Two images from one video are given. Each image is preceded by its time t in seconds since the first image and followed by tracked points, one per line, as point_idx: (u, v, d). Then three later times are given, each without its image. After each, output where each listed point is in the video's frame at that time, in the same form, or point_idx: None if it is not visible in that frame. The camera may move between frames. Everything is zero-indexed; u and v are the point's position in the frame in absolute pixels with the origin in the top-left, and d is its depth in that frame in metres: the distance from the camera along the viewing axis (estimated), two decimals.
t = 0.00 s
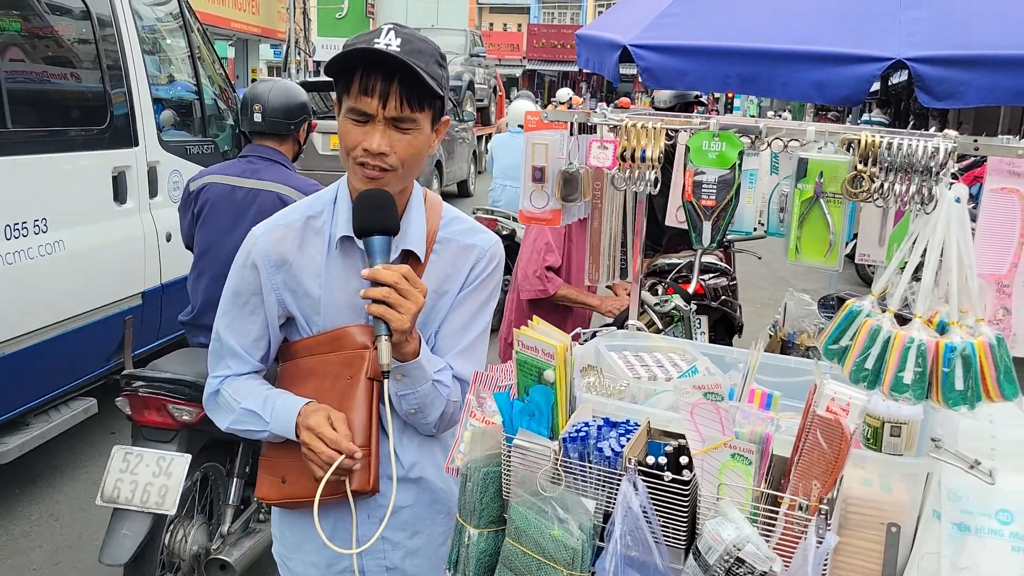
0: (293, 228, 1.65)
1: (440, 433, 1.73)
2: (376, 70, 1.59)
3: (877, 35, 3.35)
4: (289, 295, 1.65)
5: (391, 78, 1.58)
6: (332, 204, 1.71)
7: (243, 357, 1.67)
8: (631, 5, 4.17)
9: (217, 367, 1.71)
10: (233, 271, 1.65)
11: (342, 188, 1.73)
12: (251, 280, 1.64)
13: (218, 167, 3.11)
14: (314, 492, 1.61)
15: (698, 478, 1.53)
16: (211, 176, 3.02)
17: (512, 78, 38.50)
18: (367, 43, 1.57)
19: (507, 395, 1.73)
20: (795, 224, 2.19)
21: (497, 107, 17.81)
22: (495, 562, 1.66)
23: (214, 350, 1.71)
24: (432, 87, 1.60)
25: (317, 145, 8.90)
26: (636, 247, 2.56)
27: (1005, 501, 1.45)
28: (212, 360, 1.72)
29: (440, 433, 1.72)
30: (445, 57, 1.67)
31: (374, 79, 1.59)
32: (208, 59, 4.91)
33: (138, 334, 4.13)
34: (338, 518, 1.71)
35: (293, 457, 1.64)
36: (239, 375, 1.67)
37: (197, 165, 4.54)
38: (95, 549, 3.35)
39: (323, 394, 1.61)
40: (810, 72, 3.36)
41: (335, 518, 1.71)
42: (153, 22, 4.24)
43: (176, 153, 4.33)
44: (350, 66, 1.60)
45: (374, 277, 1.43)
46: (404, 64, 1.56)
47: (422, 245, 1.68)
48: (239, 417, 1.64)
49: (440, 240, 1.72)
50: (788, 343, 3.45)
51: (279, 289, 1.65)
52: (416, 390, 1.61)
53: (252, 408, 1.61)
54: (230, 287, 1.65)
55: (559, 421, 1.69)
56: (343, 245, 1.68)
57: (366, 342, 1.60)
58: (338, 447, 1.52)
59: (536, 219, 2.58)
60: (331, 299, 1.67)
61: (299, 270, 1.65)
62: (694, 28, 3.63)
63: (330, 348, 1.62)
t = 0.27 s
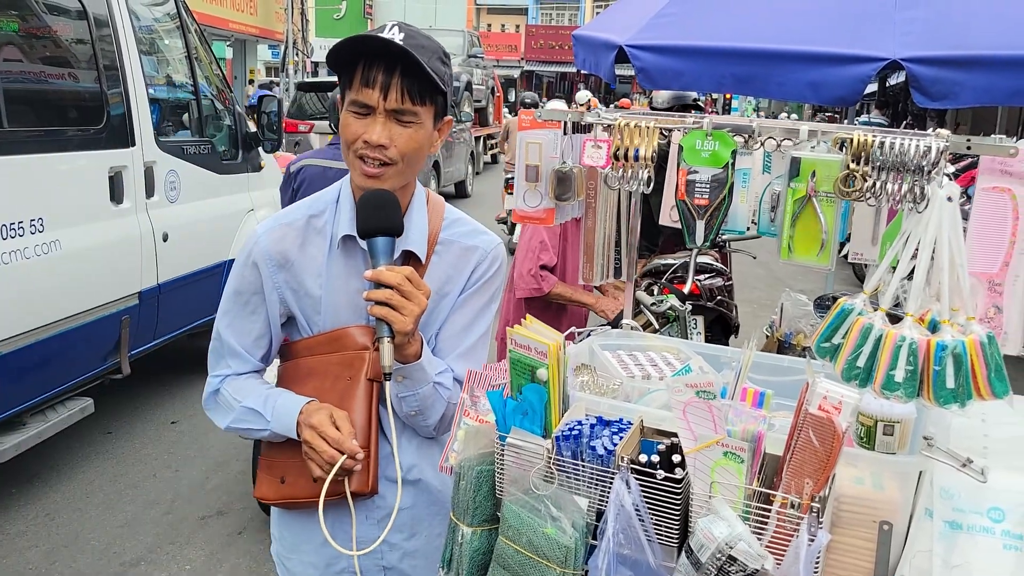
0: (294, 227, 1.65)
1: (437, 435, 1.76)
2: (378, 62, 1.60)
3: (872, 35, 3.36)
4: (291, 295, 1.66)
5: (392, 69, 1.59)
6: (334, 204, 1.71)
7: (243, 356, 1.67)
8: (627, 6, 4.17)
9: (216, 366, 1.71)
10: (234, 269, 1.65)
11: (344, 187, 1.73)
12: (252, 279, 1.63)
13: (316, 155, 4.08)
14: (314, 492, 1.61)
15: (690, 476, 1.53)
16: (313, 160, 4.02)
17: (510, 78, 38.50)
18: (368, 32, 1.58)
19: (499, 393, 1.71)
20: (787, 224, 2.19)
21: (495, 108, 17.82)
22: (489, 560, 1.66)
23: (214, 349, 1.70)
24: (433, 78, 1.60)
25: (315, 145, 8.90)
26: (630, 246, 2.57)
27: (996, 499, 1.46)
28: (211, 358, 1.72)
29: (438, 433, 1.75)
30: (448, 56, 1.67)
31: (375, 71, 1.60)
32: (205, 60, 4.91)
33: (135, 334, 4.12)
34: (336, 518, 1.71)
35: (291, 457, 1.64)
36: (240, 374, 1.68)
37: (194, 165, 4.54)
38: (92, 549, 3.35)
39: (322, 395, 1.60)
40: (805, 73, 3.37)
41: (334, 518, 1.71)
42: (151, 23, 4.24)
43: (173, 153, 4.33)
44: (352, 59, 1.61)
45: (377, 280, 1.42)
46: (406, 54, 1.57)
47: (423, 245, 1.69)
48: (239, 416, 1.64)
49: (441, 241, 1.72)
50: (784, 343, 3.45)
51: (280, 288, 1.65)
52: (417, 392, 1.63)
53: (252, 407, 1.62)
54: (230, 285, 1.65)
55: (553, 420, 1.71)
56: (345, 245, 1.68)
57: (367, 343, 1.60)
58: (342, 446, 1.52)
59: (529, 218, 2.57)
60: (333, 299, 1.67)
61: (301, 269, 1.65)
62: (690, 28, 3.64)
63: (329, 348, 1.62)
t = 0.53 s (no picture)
0: (287, 225, 1.65)
1: (426, 436, 1.75)
2: (372, 60, 1.60)
3: (866, 36, 3.35)
4: (283, 293, 1.65)
5: (386, 67, 1.59)
6: (327, 202, 1.70)
7: (235, 354, 1.67)
8: (623, 6, 4.17)
9: (207, 364, 1.70)
10: (225, 268, 1.64)
11: (337, 186, 1.73)
12: (244, 277, 1.63)
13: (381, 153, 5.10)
14: (303, 492, 1.60)
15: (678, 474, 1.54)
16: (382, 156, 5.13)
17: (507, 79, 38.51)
18: (362, 30, 1.57)
19: (488, 391, 1.70)
20: (776, 222, 2.20)
21: (491, 108, 17.82)
22: (476, 560, 1.65)
23: (205, 347, 1.70)
24: (427, 76, 1.59)
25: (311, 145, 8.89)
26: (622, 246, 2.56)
27: (982, 498, 1.44)
28: (203, 356, 1.72)
29: (429, 434, 1.75)
30: (442, 54, 1.67)
31: (369, 69, 1.59)
32: (200, 60, 4.90)
33: (128, 334, 4.11)
34: (328, 519, 1.71)
35: (282, 456, 1.64)
36: (231, 372, 1.67)
37: (189, 165, 4.53)
38: (85, 549, 3.34)
39: (313, 394, 1.60)
40: (798, 73, 3.37)
41: (325, 519, 1.71)
42: (146, 22, 4.23)
43: (167, 152, 4.32)
44: (346, 57, 1.61)
45: (367, 276, 1.42)
46: (400, 52, 1.57)
47: (415, 245, 1.69)
48: (229, 415, 1.63)
49: (434, 240, 1.72)
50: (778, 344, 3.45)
51: (272, 287, 1.64)
52: (408, 391, 1.63)
53: (242, 405, 1.61)
54: (222, 283, 1.65)
55: (540, 419, 1.71)
56: (337, 243, 1.67)
57: (358, 342, 1.60)
58: (329, 447, 1.52)
59: (519, 217, 2.59)
60: (325, 297, 1.66)
61: (293, 268, 1.65)
62: (684, 29, 3.64)
63: (321, 347, 1.61)
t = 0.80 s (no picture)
0: (277, 226, 1.64)
1: (422, 434, 1.75)
2: (358, 63, 1.59)
3: (861, 37, 3.36)
4: (273, 294, 1.65)
5: (372, 70, 1.58)
6: (317, 203, 1.70)
7: (226, 354, 1.67)
8: (619, 6, 4.17)
9: (198, 364, 1.70)
10: (216, 269, 1.65)
11: (328, 186, 1.73)
12: (234, 278, 1.63)
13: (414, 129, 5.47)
14: (294, 492, 1.60)
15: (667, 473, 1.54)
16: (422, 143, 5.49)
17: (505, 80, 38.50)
18: (347, 35, 1.57)
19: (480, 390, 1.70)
20: (767, 222, 2.21)
21: (489, 108, 17.82)
22: (467, 559, 1.65)
23: (196, 347, 1.70)
24: (413, 79, 1.59)
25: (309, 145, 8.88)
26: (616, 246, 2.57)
27: (970, 497, 1.46)
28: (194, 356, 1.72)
29: (421, 433, 1.74)
30: (430, 55, 1.67)
31: (355, 72, 1.59)
32: (197, 60, 4.89)
33: (124, 334, 4.10)
34: (319, 519, 1.71)
35: (273, 457, 1.63)
36: (222, 372, 1.67)
37: (185, 165, 4.52)
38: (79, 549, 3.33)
39: (305, 395, 1.60)
40: (793, 74, 3.36)
41: (317, 519, 1.71)
42: (143, 22, 4.22)
43: (163, 152, 4.31)
44: (332, 60, 1.61)
45: (354, 276, 1.42)
46: (385, 56, 1.56)
47: (406, 245, 1.69)
48: (220, 415, 1.63)
49: (425, 240, 1.72)
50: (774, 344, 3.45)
51: (263, 287, 1.64)
52: (397, 391, 1.62)
53: (233, 405, 1.61)
54: (213, 284, 1.65)
55: (531, 418, 1.71)
56: (326, 244, 1.67)
57: (349, 343, 1.59)
58: (318, 450, 1.52)
59: (511, 216, 2.60)
60: (316, 298, 1.66)
61: (284, 268, 1.65)
62: (680, 29, 3.64)
63: (313, 348, 1.61)
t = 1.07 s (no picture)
0: (276, 224, 1.64)
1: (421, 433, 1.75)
2: (355, 63, 1.59)
3: (861, 35, 3.36)
4: (273, 292, 1.65)
5: (369, 70, 1.58)
6: (317, 200, 1.70)
7: (226, 352, 1.67)
8: (619, 4, 4.17)
9: (200, 361, 1.71)
10: (216, 267, 1.65)
11: (327, 183, 1.72)
12: (234, 276, 1.63)
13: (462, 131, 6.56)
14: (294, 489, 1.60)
15: (667, 470, 1.54)
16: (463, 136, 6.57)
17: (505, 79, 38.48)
18: (345, 34, 1.57)
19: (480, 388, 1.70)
20: (767, 219, 2.20)
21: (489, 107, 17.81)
22: (468, 557, 1.65)
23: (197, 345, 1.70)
24: (409, 79, 1.58)
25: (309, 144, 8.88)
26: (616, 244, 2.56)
27: (971, 494, 1.46)
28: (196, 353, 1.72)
29: (421, 432, 1.74)
30: (429, 54, 1.66)
31: (352, 72, 1.59)
32: (196, 58, 4.88)
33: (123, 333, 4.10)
34: (318, 517, 1.71)
35: (274, 453, 1.64)
36: (223, 369, 1.67)
37: (184, 163, 4.52)
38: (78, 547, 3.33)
39: (304, 392, 1.60)
40: (794, 72, 3.36)
41: (316, 517, 1.71)
42: (142, 21, 4.21)
43: (163, 150, 4.31)
44: (329, 59, 1.61)
45: (349, 272, 1.42)
46: (381, 56, 1.56)
47: (405, 243, 1.68)
48: (221, 412, 1.63)
49: (424, 238, 1.72)
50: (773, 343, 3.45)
51: (263, 285, 1.64)
52: (395, 388, 1.62)
53: (233, 403, 1.61)
54: (213, 282, 1.65)
55: (532, 415, 1.70)
56: (325, 241, 1.67)
57: (348, 341, 1.59)
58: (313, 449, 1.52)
59: (511, 214, 2.60)
60: (316, 295, 1.66)
61: (283, 266, 1.65)
62: (680, 28, 3.64)
63: (312, 346, 1.61)
